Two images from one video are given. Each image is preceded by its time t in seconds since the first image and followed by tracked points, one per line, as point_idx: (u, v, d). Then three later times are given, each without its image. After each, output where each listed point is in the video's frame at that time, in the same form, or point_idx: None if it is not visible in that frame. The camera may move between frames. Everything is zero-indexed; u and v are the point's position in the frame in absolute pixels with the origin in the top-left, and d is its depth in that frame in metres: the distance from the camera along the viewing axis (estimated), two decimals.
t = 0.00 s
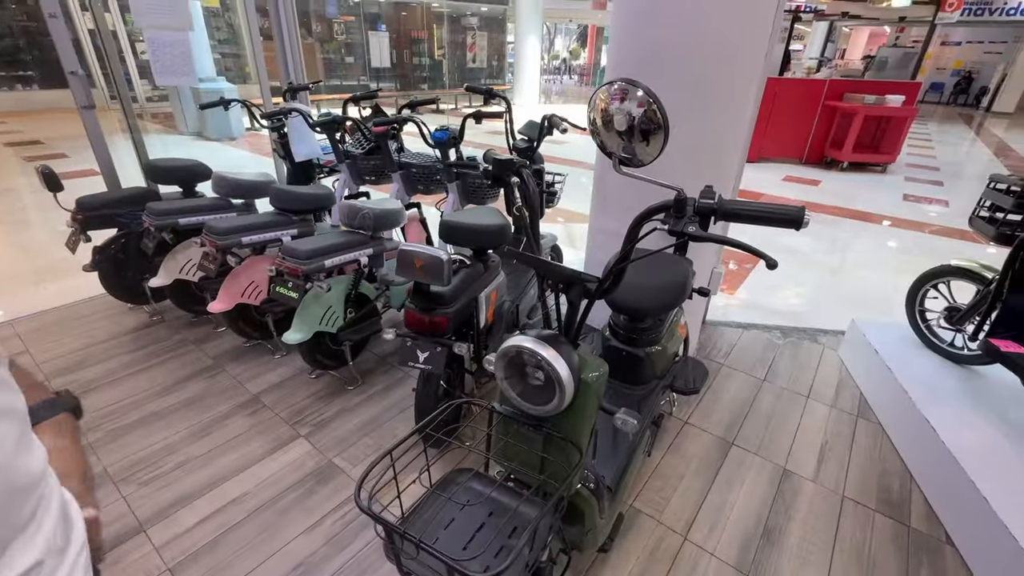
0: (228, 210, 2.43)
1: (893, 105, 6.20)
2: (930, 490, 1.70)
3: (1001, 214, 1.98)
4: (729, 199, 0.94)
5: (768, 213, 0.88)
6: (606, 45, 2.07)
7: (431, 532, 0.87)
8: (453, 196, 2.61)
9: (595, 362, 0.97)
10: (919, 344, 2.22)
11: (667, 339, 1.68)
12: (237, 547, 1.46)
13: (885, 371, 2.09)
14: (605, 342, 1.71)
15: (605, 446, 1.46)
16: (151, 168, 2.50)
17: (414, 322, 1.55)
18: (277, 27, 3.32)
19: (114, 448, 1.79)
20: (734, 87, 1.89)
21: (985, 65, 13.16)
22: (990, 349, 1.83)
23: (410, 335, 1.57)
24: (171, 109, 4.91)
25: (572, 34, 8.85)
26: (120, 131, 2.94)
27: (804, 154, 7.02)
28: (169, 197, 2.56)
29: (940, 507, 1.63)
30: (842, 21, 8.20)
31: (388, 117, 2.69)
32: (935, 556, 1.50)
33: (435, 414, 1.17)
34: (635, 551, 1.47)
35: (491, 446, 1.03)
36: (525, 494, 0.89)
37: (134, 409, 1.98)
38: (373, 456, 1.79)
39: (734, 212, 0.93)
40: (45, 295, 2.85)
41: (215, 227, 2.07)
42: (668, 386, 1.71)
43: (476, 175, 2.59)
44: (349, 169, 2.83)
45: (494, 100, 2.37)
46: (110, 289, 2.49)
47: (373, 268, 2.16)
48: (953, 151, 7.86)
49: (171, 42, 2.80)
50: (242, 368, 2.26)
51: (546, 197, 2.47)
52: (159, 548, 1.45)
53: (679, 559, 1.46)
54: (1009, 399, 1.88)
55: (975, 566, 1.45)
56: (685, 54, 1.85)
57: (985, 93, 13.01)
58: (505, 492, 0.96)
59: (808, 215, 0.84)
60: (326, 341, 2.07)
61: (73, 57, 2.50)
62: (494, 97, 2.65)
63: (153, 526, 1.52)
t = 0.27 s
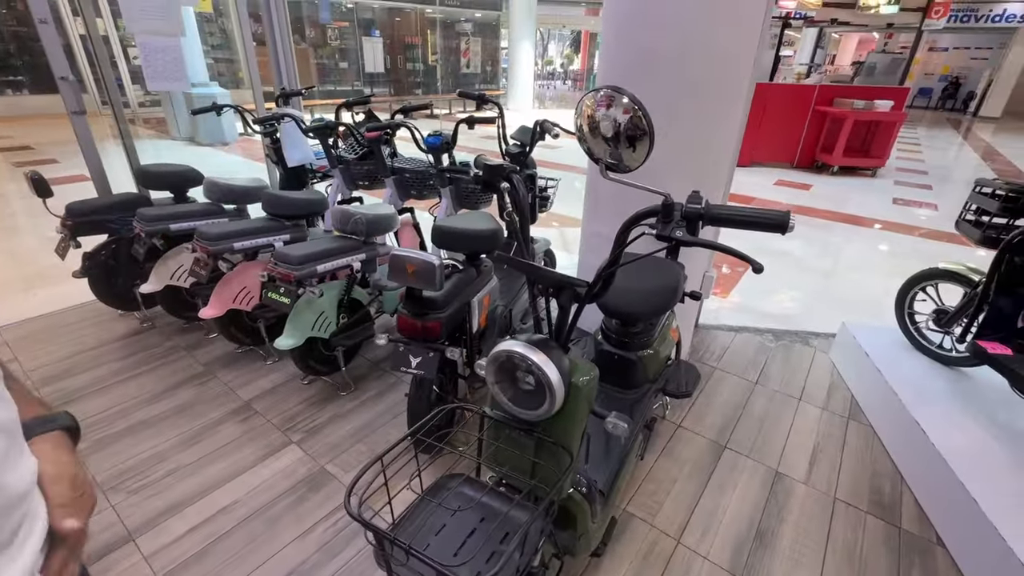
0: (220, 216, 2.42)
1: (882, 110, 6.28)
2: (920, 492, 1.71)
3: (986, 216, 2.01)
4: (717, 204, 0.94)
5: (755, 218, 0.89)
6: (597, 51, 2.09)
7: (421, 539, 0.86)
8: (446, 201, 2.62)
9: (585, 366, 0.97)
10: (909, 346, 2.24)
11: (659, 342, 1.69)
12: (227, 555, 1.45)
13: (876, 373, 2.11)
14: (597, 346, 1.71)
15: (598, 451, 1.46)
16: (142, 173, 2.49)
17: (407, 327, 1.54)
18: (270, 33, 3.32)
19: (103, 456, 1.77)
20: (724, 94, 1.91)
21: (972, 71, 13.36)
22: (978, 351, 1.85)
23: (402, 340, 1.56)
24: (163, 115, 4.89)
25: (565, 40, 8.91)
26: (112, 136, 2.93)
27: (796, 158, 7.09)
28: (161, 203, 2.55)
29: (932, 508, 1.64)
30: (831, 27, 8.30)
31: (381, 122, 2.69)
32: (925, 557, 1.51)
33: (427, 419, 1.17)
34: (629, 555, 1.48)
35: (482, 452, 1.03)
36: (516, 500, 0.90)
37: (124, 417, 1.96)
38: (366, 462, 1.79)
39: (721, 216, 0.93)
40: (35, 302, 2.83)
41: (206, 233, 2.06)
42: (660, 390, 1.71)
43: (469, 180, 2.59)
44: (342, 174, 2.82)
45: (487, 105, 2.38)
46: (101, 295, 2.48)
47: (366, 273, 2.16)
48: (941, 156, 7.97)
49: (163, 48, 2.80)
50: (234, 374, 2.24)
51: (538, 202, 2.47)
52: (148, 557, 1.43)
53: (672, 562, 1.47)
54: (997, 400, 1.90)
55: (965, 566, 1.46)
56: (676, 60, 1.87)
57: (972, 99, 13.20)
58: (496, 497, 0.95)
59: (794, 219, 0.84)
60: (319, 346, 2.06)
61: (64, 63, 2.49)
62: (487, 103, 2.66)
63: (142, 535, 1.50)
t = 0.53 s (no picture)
0: (221, 220, 2.42)
1: (883, 114, 6.29)
2: (922, 497, 1.70)
3: (986, 221, 2.00)
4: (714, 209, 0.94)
5: (752, 223, 0.88)
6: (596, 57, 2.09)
7: (417, 545, 0.86)
8: (446, 206, 2.62)
9: (583, 371, 0.97)
10: (910, 351, 2.23)
11: (658, 346, 1.68)
12: (225, 560, 1.44)
13: (876, 378, 2.10)
14: (596, 351, 1.71)
15: (597, 455, 1.46)
16: (143, 178, 2.50)
17: (406, 332, 1.54)
18: (272, 39, 3.34)
19: (102, 460, 1.77)
20: (722, 100, 1.91)
21: (974, 75, 13.37)
22: (979, 356, 1.84)
23: (401, 344, 1.56)
24: (165, 119, 4.91)
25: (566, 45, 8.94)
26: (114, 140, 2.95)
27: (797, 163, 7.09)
28: (162, 207, 2.55)
29: (934, 514, 1.63)
30: (832, 32, 8.32)
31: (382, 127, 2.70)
32: (927, 564, 1.50)
33: (424, 424, 1.17)
34: (628, 561, 1.47)
35: (479, 457, 1.03)
36: (513, 505, 0.89)
37: (123, 420, 1.96)
38: (365, 467, 1.78)
39: (718, 220, 0.93)
40: (36, 305, 2.84)
41: (207, 237, 2.07)
42: (660, 395, 1.71)
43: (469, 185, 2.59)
44: (343, 179, 2.83)
45: (487, 110, 2.39)
46: (102, 300, 2.48)
47: (365, 277, 2.16)
48: (943, 160, 7.96)
49: (166, 53, 2.81)
50: (234, 378, 2.24)
51: (538, 206, 2.48)
52: (146, 562, 1.43)
53: (671, 568, 1.46)
54: (999, 405, 1.89)
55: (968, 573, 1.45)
56: (674, 65, 1.87)
57: (974, 103, 13.20)
58: (493, 502, 0.95)
59: (790, 223, 0.83)
60: (319, 350, 2.06)
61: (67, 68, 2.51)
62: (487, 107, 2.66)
63: (141, 540, 1.50)
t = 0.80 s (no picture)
0: (230, 224, 2.44)
1: (893, 120, 6.24)
2: (934, 509, 1.67)
3: (998, 228, 1.98)
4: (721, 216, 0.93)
5: (760, 230, 0.87)
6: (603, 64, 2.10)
7: (421, 552, 0.85)
8: (453, 211, 2.63)
9: (588, 378, 0.96)
10: (921, 359, 2.20)
11: (666, 352, 1.67)
12: (231, 564, 1.45)
13: (887, 386, 2.07)
14: (603, 357, 1.70)
15: (603, 463, 1.45)
16: (154, 182, 2.53)
17: (412, 337, 1.54)
18: (283, 45, 3.38)
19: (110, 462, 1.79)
20: (729, 106, 1.91)
21: (986, 80, 13.23)
22: (992, 365, 1.82)
23: (407, 349, 1.56)
24: (177, 124, 4.97)
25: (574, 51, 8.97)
26: (126, 145, 2.99)
27: (806, 168, 7.05)
28: (172, 211, 2.58)
29: (947, 525, 1.59)
30: (841, 37, 8.28)
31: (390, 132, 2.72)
32: None
33: (429, 430, 1.16)
34: (634, 570, 1.45)
35: (483, 463, 1.02)
36: (517, 512, 0.89)
37: (132, 423, 1.98)
38: (370, 471, 1.78)
39: (725, 228, 0.92)
40: (48, 308, 2.87)
41: (216, 241, 2.09)
42: (667, 402, 1.69)
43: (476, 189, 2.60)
44: (351, 183, 2.85)
45: (494, 116, 2.39)
46: (112, 302, 2.51)
47: (372, 281, 2.17)
48: (954, 166, 7.88)
49: (177, 59, 2.85)
50: (241, 381, 2.26)
51: (545, 212, 2.47)
52: (153, 564, 1.44)
53: None
54: (1013, 415, 1.85)
55: None
56: (681, 72, 1.87)
57: (986, 108, 13.07)
58: (497, 509, 0.94)
59: (798, 231, 0.83)
60: (325, 354, 2.07)
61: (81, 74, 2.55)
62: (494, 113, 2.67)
63: (147, 542, 1.50)
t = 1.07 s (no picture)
0: (241, 228, 2.47)
1: (909, 125, 6.15)
2: (950, 523, 1.63)
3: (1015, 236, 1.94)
4: (727, 225, 0.92)
5: (766, 237, 0.86)
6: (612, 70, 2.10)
7: (420, 560, 0.84)
8: (462, 215, 2.64)
9: (591, 386, 0.95)
10: (937, 368, 2.16)
11: (673, 360, 1.65)
12: (236, 566, 1.45)
13: (901, 397, 2.03)
14: (609, 364, 1.69)
15: (608, 471, 1.44)
16: (168, 186, 2.57)
17: (418, 341, 1.54)
18: (295, 51, 3.42)
19: (120, 462, 1.81)
20: (739, 112, 1.89)
21: (1006, 84, 12.99)
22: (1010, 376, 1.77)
23: (413, 354, 1.56)
24: (193, 129, 5.06)
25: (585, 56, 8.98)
26: (142, 149, 3.04)
27: (819, 173, 6.97)
28: (185, 215, 2.62)
29: (963, 540, 1.55)
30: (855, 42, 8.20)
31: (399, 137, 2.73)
32: None
33: (432, 436, 1.16)
34: None
35: (485, 470, 1.01)
36: (518, 521, 0.88)
37: (142, 423, 2.00)
38: (375, 475, 1.78)
39: (731, 236, 0.90)
40: (64, 309, 2.93)
41: (226, 244, 2.11)
42: (674, 410, 1.67)
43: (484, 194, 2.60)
44: (361, 188, 2.87)
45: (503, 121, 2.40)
46: (125, 303, 2.55)
47: (380, 286, 2.18)
48: (972, 172, 7.75)
49: (192, 65, 2.90)
50: (249, 384, 2.27)
51: (553, 217, 2.47)
52: (159, 564, 1.45)
53: None
54: None
55: None
56: (691, 78, 1.86)
57: (1005, 113, 12.85)
58: (498, 518, 0.93)
59: (805, 239, 0.81)
60: (333, 358, 2.08)
61: (99, 80, 2.60)
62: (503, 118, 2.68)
63: (154, 543, 1.52)
